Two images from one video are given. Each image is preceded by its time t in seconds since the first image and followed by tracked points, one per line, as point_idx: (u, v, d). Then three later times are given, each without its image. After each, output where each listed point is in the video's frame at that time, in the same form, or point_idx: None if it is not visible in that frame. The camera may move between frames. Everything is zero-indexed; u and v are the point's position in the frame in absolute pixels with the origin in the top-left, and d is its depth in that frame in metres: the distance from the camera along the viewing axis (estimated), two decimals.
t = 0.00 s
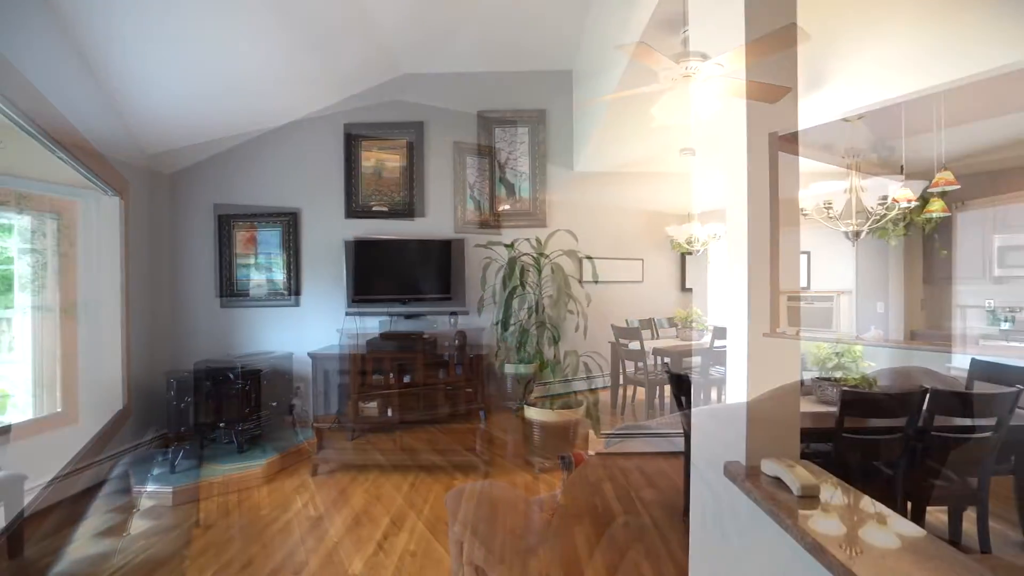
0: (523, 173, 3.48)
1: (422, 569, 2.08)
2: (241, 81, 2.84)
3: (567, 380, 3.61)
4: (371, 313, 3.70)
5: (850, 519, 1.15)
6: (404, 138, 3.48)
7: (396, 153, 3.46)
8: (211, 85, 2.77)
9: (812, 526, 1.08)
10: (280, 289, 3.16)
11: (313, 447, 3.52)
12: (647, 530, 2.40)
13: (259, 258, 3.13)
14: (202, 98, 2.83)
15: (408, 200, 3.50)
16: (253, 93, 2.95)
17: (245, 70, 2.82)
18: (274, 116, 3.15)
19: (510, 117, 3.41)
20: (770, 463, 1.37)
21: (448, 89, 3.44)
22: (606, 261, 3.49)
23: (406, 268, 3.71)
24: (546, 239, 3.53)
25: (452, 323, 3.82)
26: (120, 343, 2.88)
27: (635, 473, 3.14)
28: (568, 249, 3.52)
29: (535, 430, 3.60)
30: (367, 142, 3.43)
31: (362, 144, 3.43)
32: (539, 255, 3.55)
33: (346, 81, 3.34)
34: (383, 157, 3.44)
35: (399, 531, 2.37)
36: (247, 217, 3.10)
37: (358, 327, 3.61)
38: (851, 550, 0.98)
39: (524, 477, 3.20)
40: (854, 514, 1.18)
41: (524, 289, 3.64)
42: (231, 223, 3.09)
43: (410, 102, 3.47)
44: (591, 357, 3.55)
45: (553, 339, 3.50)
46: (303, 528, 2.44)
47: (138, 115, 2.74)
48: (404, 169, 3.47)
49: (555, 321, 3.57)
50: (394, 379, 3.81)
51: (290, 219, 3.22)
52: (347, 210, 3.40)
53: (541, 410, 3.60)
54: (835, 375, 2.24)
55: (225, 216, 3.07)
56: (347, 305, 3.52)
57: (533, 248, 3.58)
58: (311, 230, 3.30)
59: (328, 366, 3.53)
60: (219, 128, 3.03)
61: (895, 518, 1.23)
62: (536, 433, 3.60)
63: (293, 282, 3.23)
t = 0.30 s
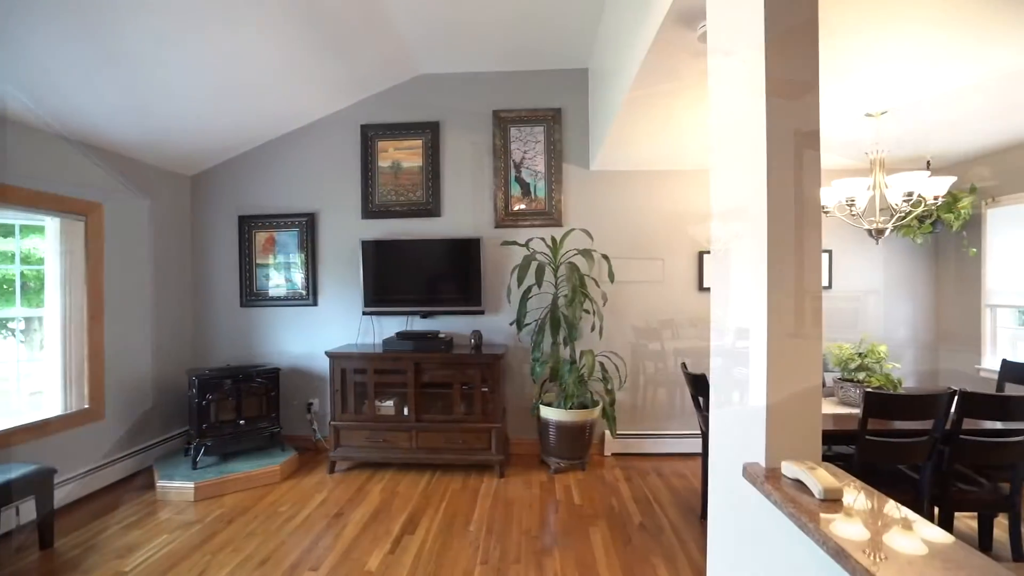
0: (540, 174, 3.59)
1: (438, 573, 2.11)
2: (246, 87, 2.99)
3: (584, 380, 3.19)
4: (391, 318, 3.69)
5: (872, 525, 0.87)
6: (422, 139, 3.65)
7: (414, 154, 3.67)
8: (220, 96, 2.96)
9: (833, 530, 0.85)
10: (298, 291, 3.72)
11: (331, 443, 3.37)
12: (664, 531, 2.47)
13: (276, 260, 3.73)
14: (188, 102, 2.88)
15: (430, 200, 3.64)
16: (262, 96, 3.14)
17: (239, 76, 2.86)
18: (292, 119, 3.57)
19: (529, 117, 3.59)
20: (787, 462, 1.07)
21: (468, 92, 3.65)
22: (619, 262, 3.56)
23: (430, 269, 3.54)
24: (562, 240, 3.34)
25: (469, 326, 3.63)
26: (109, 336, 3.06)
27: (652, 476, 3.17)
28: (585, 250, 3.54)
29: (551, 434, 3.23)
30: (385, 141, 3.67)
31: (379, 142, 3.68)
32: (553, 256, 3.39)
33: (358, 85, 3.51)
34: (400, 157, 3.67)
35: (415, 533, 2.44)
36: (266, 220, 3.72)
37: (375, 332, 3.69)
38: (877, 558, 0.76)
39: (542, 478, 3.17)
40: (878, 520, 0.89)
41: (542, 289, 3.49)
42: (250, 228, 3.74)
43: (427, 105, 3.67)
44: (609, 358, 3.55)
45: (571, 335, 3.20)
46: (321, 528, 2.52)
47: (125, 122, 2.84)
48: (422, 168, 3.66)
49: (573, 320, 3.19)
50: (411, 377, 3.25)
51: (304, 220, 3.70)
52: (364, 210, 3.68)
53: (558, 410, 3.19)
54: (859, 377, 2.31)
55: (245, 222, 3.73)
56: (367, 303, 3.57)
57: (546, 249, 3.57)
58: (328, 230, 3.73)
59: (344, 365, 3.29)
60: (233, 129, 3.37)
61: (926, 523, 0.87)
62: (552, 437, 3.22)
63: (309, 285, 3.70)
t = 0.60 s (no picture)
0: (555, 174, 3.59)
1: (453, 572, 2.12)
2: (263, 91, 3.03)
3: (600, 381, 3.15)
4: (408, 318, 3.72)
5: (897, 531, 0.85)
6: (437, 140, 3.67)
7: (430, 155, 3.69)
8: (237, 100, 3.01)
9: (855, 536, 0.83)
10: (316, 291, 3.77)
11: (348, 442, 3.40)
12: (681, 533, 2.44)
13: (295, 261, 3.79)
14: (199, 107, 2.92)
15: (446, 201, 3.66)
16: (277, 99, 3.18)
17: (253, 80, 2.89)
18: (309, 120, 3.62)
19: (545, 117, 3.59)
20: (808, 466, 1.05)
21: (483, 93, 3.65)
22: (635, 262, 3.53)
23: (445, 269, 3.55)
24: (578, 240, 3.31)
25: (484, 326, 3.64)
26: (133, 336, 3.15)
27: (669, 477, 3.14)
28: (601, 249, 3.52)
29: (567, 434, 3.21)
30: (401, 142, 3.70)
31: (395, 143, 3.71)
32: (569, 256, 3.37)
33: (374, 86, 3.54)
34: (416, 158, 3.70)
35: (430, 532, 2.46)
36: (284, 222, 3.77)
37: (391, 332, 3.72)
38: (902, 565, 0.74)
39: (557, 479, 3.15)
40: (903, 526, 0.87)
41: (558, 289, 3.49)
42: (270, 229, 3.80)
43: (443, 106, 3.69)
44: (625, 358, 3.52)
45: (587, 338, 3.16)
46: (338, 526, 2.55)
47: (139, 127, 2.90)
48: (438, 169, 3.68)
49: (589, 321, 3.17)
50: (427, 377, 3.26)
51: (322, 221, 3.74)
52: (380, 211, 3.71)
53: (573, 410, 3.18)
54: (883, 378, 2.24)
55: (264, 223, 3.80)
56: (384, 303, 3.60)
57: (563, 249, 3.56)
58: (345, 231, 3.77)
59: (361, 365, 3.32)
60: (250, 131, 3.42)
61: (954, 530, 0.84)
62: (568, 437, 3.21)
63: (327, 285, 3.75)
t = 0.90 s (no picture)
0: (572, 174, 3.57)
1: (470, 572, 2.12)
2: (282, 94, 3.09)
3: (618, 382, 3.13)
4: (426, 319, 3.74)
5: (925, 540, 0.83)
6: (454, 141, 3.69)
7: (448, 156, 3.71)
8: (257, 103, 3.06)
9: (881, 544, 0.81)
10: (335, 291, 3.82)
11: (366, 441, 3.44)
12: (700, 536, 2.41)
13: (314, 262, 3.84)
14: (220, 110, 2.98)
15: (463, 201, 3.67)
16: (296, 101, 3.23)
17: (272, 83, 2.94)
18: (328, 123, 3.67)
19: (562, 117, 3.58)
20: (832, 471, 1.03)
21: (500, 93, 3.66)
22: (652, 261, 3.50)
23: (462, 269, 3.57)
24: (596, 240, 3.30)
25: (502, 326, 3.65)
26: (159, 335, 3.23)
27: (688, 479, 3.10)
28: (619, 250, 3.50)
29: (583, 435, 3.20)
30: (418, 143, 3.73)
31: (413, 144, 3.74)
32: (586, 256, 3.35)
33: (391, 88, 3.57)
34: (433, 159, 3.72)
35: (447, 531, 2.47)
36: (305, 223, 3.83)
37: (409, 332, 3.75)
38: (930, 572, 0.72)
39: (574, 480, 3.14)
40: (932, 535, 0.84)
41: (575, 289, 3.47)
42: (290, 230, 3.86)
43: (459, 107, 3.70)
44: (643, 358, 3.48)
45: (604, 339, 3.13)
46: (357, 523, 2.58)
47: (163, 131, 2.97)
48: (455, 170, 3.69)
49: (607, 321, 3.14)
50: (444, 377, 3.27)
51: (341, 222, 3.79)
52: (398, 212, 3.74)
53: (590, 411, 3.17)
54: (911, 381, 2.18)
55: (285, 224, 3.86)
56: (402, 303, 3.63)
57: (580, 249, 3.55)
58: (363, 232, 3.81)
59: (379, 365, 3.35)
60: (271, 134, 3.49)
61: (987, 540, 0.81)
62: (585, 438, 3.19)
63: (346, 285, 3.79)
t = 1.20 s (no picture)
0: (591, 173, 3.55)
1: (488, 572, 2.13)
2: (303, 97, 3.13)
3: (637, 383, 3.10)
4: (444, 319, 3.76)
5: (959, 550, 0.80)
6: (472, 142, 3.70)
7: (466, 156, 3.72)
8: (279, 107, 3.12)
9: (912, 555, 0.78)
10: (355, 291, 3.86)
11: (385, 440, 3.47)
12: (720, 541, 2.37)
13: (335, 263, 3.90)
14: (244, 115, 3.05)
15: (481, 202, 3.68)
16: (317, 105, 3.28)
17: (293, 88, 3.00)
18: (348, 125, 3.72)
19: (580, 116, 3.56)
20: (859, 478, 1.00)
21: (518, 93, 3.66)
22: (672, 261, 3.46)
23: (480, 270, 3.58)
24: (615, 240, 3.27)
25: (520, 326, 3.64)
26: (185, 334, 3.31)
27: (708, 482, 3.06)
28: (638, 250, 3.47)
29: (602, 436, 3.17)
30: (437, 144, 3.75)
31: (431, 145, 3.76)
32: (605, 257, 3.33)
33: (410, 90, 3.60)
34: (451, 160, 3.74)
35: (465, 531, 2.48)
36: (325, 224, 3.89)
37: (428, 332, 3.78)
38: None
39: (592, 481, 3.12)
40: (965, 545, 0.81)
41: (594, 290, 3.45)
42: (312, 231, 3.92)
43: (477, 107, 3.71)
44: (662, 359, 3.44)
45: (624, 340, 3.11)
46: (376, 522, 2.60)
47: (188, 136, 3.04)
48: (474, 170, 3.71)
49: (625, 321, 3.11)
50: (463, 376, 3.29)
51: (361, 223, 3.84)
52: (416, 213, 3.77)
53: (609, 412, 3.14)
54: (943, 384, 2.10)
55: (306, 225, 3.92)
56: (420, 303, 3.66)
57: (599, 249, 3.52)
58: (382, 233, 3.85)
59: (398, 364, 3.37)
60: (292, 136, 3.55)
61: None
62: (603, 440, 3.17)
63: (365, 286, 3.84)
